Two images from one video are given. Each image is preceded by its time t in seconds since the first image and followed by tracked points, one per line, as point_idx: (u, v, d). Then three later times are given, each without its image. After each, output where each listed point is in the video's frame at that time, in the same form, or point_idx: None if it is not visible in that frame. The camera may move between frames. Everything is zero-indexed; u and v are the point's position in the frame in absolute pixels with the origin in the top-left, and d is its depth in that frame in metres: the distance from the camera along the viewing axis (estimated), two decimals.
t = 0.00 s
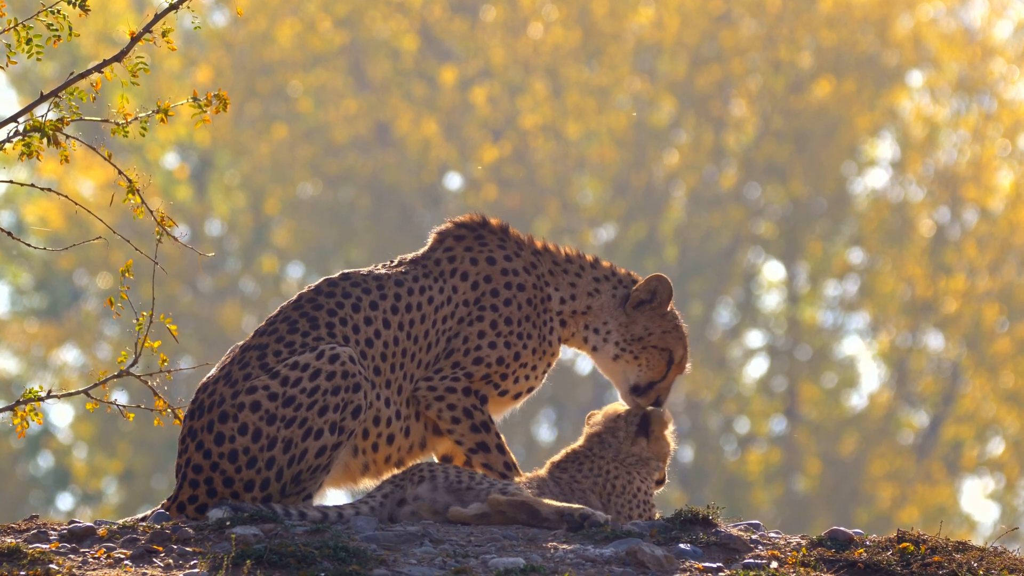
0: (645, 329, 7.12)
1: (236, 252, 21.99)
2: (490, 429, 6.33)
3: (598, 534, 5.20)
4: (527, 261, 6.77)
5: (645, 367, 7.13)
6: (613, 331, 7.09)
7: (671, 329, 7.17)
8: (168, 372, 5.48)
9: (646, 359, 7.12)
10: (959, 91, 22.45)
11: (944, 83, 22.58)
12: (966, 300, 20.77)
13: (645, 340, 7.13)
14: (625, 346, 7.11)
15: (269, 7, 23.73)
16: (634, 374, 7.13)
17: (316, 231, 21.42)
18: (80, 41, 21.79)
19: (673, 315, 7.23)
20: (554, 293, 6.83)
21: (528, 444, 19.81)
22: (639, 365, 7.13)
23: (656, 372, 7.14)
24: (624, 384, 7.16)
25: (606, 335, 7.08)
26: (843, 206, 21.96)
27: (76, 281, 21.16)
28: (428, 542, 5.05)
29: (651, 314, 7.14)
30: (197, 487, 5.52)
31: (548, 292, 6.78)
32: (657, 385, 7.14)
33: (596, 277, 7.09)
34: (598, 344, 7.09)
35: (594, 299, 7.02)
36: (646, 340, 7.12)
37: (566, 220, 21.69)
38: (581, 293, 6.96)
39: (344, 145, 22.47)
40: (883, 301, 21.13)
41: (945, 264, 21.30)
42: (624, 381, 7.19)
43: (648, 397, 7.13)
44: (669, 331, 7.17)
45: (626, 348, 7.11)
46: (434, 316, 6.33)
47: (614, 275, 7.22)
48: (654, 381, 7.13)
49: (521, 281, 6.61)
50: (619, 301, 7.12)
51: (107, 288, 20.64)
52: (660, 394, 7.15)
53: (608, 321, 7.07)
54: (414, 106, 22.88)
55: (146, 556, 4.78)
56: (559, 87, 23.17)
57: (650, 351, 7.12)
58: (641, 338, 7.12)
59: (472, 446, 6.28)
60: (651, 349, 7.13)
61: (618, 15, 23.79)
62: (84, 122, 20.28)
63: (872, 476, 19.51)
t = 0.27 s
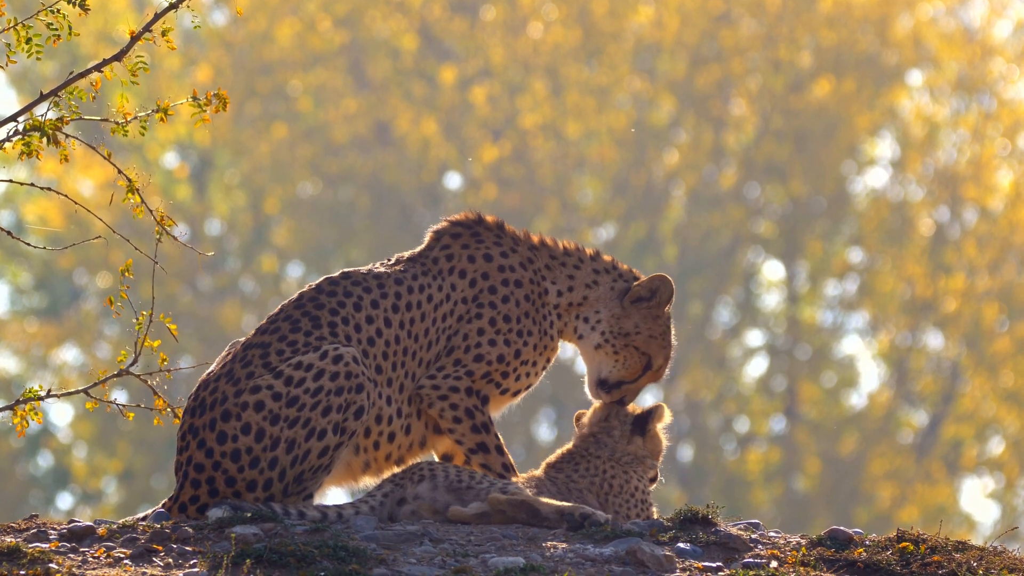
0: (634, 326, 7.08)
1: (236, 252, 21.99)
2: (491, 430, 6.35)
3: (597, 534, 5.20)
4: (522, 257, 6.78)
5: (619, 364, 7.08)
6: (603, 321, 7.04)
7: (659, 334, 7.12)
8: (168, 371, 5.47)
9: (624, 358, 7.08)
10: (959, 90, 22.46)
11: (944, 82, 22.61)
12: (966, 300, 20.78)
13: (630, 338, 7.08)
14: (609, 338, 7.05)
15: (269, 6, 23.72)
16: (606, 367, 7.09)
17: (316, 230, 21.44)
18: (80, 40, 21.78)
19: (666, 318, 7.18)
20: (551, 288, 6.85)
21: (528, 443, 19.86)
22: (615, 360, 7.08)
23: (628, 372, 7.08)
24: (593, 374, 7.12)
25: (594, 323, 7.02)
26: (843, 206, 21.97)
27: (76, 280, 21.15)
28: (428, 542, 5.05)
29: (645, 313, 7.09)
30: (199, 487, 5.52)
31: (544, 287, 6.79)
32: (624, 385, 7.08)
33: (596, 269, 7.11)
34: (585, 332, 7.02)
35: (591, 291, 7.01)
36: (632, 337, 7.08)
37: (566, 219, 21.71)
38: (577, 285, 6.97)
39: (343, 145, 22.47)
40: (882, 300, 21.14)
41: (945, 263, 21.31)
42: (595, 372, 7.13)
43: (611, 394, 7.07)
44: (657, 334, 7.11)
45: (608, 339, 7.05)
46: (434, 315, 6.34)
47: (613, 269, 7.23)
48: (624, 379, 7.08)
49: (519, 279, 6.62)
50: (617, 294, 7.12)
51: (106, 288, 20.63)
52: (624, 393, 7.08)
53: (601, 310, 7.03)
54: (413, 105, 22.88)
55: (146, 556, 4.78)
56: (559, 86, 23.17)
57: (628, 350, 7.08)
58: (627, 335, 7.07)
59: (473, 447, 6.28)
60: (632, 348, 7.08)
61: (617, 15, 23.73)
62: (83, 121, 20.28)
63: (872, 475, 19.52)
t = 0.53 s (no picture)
0: (642, 341, 7.07)
1: (235, 251, 21.98)
2: (492, 428, 6.35)
3: (597, 534, 5.20)
4: (521, 249, 6.75)
5: (638, 380, 7.07)
6: (609, 340, 7.01)
7: (668, 343, 7.13)
8: (168, 371, 5.47)
9: (640, 372, 7.06)
10: (959, 89, 22.45)
11: (943, 82, 22.63)
12: (966, 299, 20.79)
13: (641, 353, 7.07)
14: (621, 356, 7.04)
15: (268, 5, 23.72)
16: (625, 384, 7.06)
17: (316, 229, 21.45)
18: (80, 39, 21.78)
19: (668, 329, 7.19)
20: (553, 280, 6.81)
21: (528, 444, 19.94)
22: (632, 376, 7.06)
23: (647, 386, 7.08)
24: (612, 396, 7.07)
25: (603, 344, 7.00)
26: (842, 205, 21.97)
27: (76, 279, 21.13)
28: (428, 541, 5.06)
29: (648, 322, 7.09)
30: (198, 488, 5.53)
31: (546, 278, 6.76)
32: (648, 400, 7.08)
33: (592, 279, 7.04)
34: (593, 351, 6.99)
35: (586, 301, 6.96)
36: (643, 353, 7.06)
37: (566, 219, 21.73)
38: (575, 291, 6.91)
39: (343, 144, 22.46)
40: (882, 299, 21.13)
41: (944, 263, 21.32)
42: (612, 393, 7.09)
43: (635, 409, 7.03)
44: (663, 344, 7.11)
45: (620, 357, 7.04)
46: (432, 314, 6.34)
47: (608, 282, 7.14)
48: (646, 392, 7.08)
49: (518, 273, 6.59)
50: (613, 309, 7.06)
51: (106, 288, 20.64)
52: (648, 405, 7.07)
53: (603, 328, 7.00)
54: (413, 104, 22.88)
55: (146, 555, 4.78)
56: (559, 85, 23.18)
57: (644, 363, 7.06)
58: (638, 350, 7.06)
59: (474, 445, 6.29)
60: (646, 362, 7.07)
61: (617, 14, 23.73)
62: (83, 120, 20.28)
63: (872, 474, 19.54)
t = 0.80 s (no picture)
0: (658, 344, 7.17)
1: (236, 250, 21.98)
2: (493, 428, 6.37)
3: (597, 532, 5.20)
4: (528, 259, 6.78)
5: (667, 382, 7.18)
6: (625, 351, 7.12)
7: (683, 337, 7.22)
8: (168, 370, 5.47)
9: (666, 373, 7.17)
10: (959, 88, 22.46)
11: (943, 80, 22.62)
12: (966, 298, 20.81)
13: (661, 355, 7.17)
14: (643, 364, 7.14)
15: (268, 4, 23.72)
16: (657, 390, 7.17)
17: (316, 228, 21.47)
18: (80, 38, 21.79)
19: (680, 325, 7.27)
20: (563, 288, 6.87)
21: (527, 440, 19.99)
22: (661, 380, 7.17)
23: (677, 384, 7.19)
24: (649, 402, 7.16)
25: (621, 358, 7.11)
26: (842, 203, 21.97)
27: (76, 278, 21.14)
28: (427, 540, 5.06)
29: (657, 323, 7.18)
30: (196, 487, 5.52)
31: (556, 286, 6.81)
32: (683, 396, 7.20)
33: (597, 289, 7.12)
34: (613, 364, 7.12)
35: (595, 310, 7.03)
36: (663, 356, 7.16)
37: (566, 217, 21.76)
38: (585, 300, 6.98)
39: (343, 143, 22.47)
40: (882, 298, 21.13)
41: (944, 261, 21.33)
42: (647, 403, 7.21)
43: (674, 409, 7.17)
44: (680, 341, 7.21)
45: (644, 366, 7.15)
46: (435, 320, 6.36)
47: (610, 289, 7.22)
48: (680, 390, 7.20)
49: (526, 282, 6.63)
50: (619, 317, 7.13)
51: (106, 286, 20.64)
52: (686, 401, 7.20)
53: (617, 340, 7.10)
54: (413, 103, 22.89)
55: (146, 553, 4.78)
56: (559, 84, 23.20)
57: (669, 365, 7.17)
58: (657, 354, 7.16)
59: (474, 444, 6.33)
60: (669, 363, 7.17)
61: (617, 13, 23.73)
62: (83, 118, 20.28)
63: (872, 473, 19.59)
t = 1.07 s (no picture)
0: (668, 350, 7.23)
1: (236, 249, 21.96)
2: (498, 427, 6.36)
3: (597, 531, 5.20)
4: (546, 281, 6.79)
5: (679, 386, 7.27)
6: (639, 360, 7.15)
7: (692, 340, 7.30)
8: (168, 368, 5.47)
9: (678, 378, 7.26)
10: (959, 87, 22.45)
11: (944, 79, 22.63)
12: (966, 296, 20.86)
13: (672, 361, 7.24)
14: (656, 372, 7.21)
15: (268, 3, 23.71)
16: (668, 395, 7.26)
17: (316, 226, 21.47)
18: (80, 37, 21.80)
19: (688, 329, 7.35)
20: (579, 309, 6.88)
21: (526, 438, 19.98)
22: (673, 385, 7.26)
23: (687, 387, 7.29)
24: (660, 407, 7.25)
25: (634, 366, 7.15)
26: (843, 202, 21.96)
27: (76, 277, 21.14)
28: (427, 539, 5.06)
29: (667, 328, 7.22)
30: (194, 483, 5.54)
31: (573, 309, 6.82)
32: (695, 399, 7.31)
33: (609, 302, 7.13)
34: (627, 374, 7.15)
35: (609, 325, 7.05)
36: (675, 362, 7.24)
37: (566, 217, 21.80)
38: (600, 317, 6.99)
39: (343, 142, 22.47)
40: (882, 297, 21.13)
41: (944, 260, 21.32)
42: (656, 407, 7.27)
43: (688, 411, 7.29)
44: (691, 347, 7.29)
45: (657, 373, 7.21)
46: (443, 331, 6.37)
47: (620, 298, 7.24)
48: (691, 394, 7.30)
49: (545, 307, 6.63)
50: (632, 326, 7.15)
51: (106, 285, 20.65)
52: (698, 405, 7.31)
53: (630, 350, 7.12)
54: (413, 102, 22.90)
55: (146, 552, 4.78)
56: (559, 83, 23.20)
57: (681, 370, 7.26)
58: (669, 360, 7.23)
59: (479, 443, 6.31)
60: (680, 368, 7.26)
61: (617, 11, 23.70)
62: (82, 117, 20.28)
63: (871, 472, 19.56)
